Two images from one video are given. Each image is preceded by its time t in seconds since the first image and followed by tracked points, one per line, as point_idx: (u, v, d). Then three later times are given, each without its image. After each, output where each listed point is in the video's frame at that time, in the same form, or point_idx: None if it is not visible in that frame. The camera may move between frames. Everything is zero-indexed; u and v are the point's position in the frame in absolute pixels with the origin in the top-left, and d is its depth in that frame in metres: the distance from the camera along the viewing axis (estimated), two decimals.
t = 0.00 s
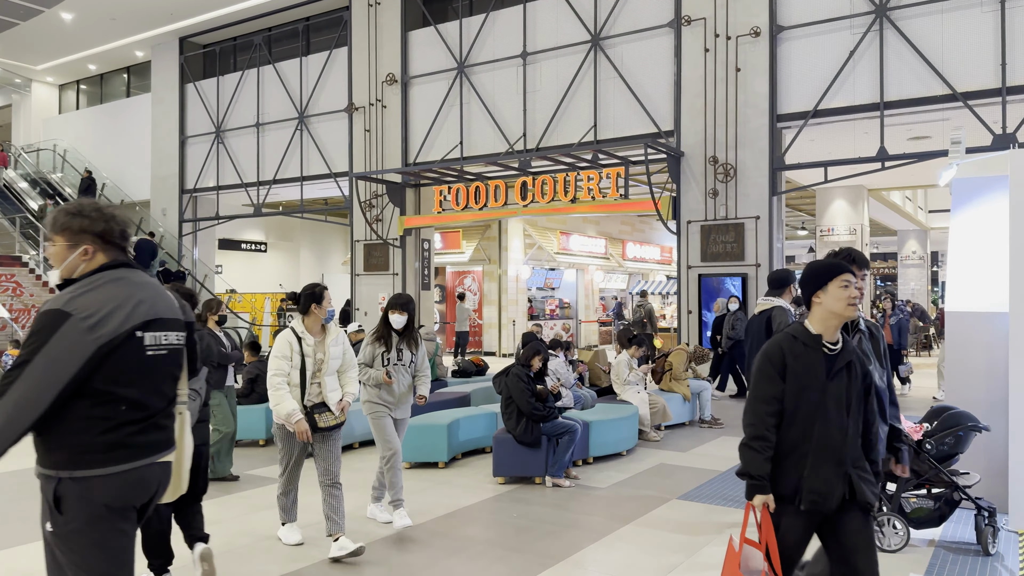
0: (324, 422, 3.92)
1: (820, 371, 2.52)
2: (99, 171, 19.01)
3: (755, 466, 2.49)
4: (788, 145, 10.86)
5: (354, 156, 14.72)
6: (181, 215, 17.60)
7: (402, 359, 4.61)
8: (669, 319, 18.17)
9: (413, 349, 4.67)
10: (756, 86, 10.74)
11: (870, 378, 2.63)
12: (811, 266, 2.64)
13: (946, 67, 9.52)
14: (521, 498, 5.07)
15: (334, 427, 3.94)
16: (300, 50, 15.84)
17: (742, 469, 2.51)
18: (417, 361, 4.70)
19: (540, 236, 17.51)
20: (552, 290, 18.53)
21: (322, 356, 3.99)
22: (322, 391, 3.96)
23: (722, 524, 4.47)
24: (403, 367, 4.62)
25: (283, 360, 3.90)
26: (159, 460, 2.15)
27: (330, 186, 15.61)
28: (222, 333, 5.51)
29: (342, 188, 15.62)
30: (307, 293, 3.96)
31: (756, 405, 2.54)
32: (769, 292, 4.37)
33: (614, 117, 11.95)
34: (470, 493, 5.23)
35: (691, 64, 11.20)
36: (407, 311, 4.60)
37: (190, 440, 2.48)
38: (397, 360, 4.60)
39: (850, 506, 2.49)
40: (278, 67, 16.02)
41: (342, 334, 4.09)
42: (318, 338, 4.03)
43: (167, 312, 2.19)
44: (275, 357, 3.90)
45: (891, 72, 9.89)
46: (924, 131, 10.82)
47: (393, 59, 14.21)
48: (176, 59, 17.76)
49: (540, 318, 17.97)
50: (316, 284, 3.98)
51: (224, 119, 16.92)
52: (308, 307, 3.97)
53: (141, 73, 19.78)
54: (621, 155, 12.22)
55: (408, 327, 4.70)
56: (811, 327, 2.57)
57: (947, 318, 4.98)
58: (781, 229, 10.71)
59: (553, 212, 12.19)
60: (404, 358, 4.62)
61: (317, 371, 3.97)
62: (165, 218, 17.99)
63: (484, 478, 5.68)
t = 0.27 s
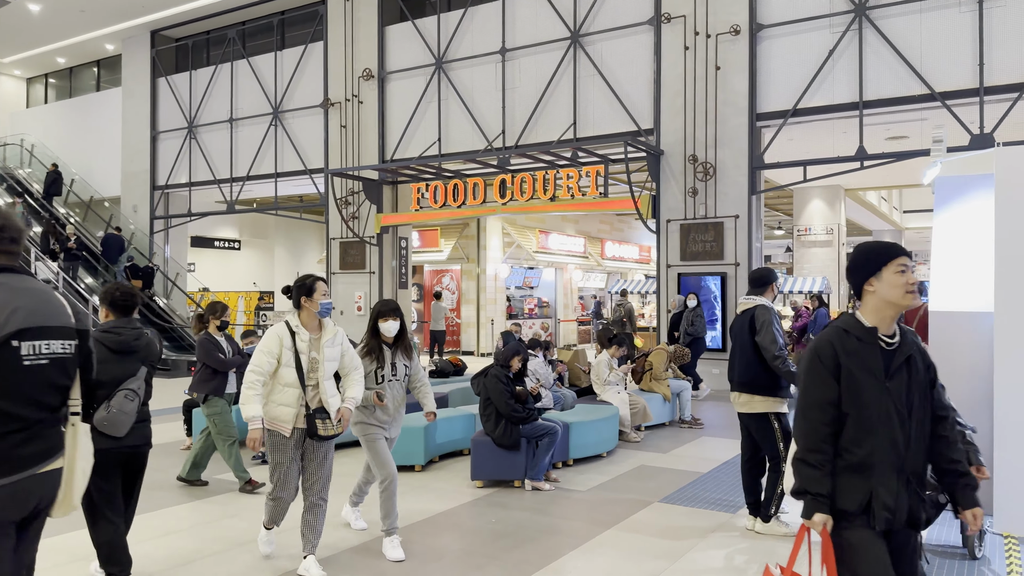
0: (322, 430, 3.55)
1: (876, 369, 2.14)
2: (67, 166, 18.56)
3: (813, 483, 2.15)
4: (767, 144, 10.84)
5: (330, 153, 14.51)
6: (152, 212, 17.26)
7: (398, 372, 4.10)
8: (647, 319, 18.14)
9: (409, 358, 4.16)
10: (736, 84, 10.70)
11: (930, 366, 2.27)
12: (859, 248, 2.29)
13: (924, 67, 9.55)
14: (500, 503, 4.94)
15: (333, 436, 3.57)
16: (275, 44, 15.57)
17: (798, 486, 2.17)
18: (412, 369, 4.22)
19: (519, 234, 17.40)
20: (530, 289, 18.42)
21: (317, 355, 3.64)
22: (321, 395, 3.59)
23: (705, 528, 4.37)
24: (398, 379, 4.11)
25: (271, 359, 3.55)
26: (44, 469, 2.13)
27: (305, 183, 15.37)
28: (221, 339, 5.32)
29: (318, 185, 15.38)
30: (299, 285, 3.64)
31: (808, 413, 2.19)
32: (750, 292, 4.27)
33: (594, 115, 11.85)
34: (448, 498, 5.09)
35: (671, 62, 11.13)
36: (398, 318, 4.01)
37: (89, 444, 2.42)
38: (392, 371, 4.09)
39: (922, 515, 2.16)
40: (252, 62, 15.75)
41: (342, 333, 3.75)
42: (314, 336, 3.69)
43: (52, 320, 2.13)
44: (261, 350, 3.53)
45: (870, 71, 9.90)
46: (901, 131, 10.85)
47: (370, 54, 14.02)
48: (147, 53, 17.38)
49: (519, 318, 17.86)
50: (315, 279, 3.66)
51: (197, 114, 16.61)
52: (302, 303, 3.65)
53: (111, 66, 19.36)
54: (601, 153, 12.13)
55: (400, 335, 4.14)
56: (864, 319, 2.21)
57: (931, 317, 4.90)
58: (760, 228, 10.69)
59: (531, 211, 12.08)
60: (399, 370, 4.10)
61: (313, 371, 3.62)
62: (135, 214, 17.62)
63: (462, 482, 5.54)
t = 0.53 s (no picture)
0: (338, 438, 3.16)
1: (974, 391, 1.76)
2: (41, 160, 18.15)
3: (899, 528, 1.76)
4: (753, 141, 10.80)
5: (312, 147, 14.30)
6: (129, 206, 16.92)
7: (407, 365, 3.82)
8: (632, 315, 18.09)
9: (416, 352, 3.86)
10: (723, 79, 10.64)
11: None
12: (941, 245, 1.90)
13: (911, 64, 9.54)
14: (490, 503, 4.82)
15: (347, 446, 3.19)
16: (256, 37, 15.31)
17: (881, 533, 1.78)
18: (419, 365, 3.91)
19: (502, 231, 17.28)
20: (514, 286, 18.31)
21: (329, 356, 3.25)
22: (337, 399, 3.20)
23: (700, 528, 4.28)
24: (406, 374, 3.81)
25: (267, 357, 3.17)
26: None
27: (286, 178, 15.14)
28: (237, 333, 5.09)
29: (299, 180, 15.15)
30: (303, 279, 3.22)
31: (892, 446, 1.79)
32: (749, 285, 4.15)
33: (580, 109, 11.75)
34: (436, 498, 4.96)
35: (658, 57, 11.05)
36: (405, 307, 3.73)
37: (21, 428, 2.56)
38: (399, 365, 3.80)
39: None
40: (232, 54, 15.48)
41: (353, 332, 3.37)
42: (323, 336, 3.30)
43: None
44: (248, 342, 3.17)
45: (857, 68, 9.89)
46: (887, 128, 10.85)
47: (352, 47, 13.82)
48: (124, 44, 17.03)
49: (502, 315, 17.74)
50: (325, 272, 3.25)
51: (175, 107, 16.30)
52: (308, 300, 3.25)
53: (86, 58, 18.98)
54: (587, 148, 12.04)
55: (404, 325, 3.87)
56: (954, 332, 1.82)
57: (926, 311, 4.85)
58: (746, 225, 10.65)
59: (517, 206, 11.97)
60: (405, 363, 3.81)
61: (324, 373, 3.23)
62: (112, 209, 17.26)
63: (450, 481, 5.41)
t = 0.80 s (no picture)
0: (373, 452, 2.84)
1: None
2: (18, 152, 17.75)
3: None
4: (746, 135, 10.73)
5: (298, 140, 14.08)
6: (110, 200, 16.60)
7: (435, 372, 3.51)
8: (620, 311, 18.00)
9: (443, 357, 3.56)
10: (716, 73, 10.57)
11: None
12: None
13: (905, 58, 9.51)
14: (492, 504, 4.70)
15: (385, 459, 2.89)
16: (240, 28, 15.05)
17: None
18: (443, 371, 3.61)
19: (491, 226, 17.14)
20: (502, 281, 18.17)
21: (361, 358, 2.93)
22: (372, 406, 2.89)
23: (708, 529, 4.18)
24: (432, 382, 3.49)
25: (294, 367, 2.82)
26: None
27: (271, 171, 14.90)
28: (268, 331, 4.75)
29: (284, 173, 14.92)
30: (329, 273, 2.92)
31: None
32: (763, 281, 4.08)
33: (571, 103, 11.62)
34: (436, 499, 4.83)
35: (650, 50, 10.95)
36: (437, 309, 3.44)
37: None
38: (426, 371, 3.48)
39: None
40: (215, 45, 15.20)
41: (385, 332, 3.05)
42: (352, 336, 2.97)
43: None
44: (275, 354, 2.82)
45: (851, 62, 9.84)
46: (878, 124, 10.82)
47: (339, 39, 13.61)
48: (104, 34, 16.69)
49: (491, 310, 17.59)
50: (351, 264, 2.93)
51: (157, 99, 15.99)
52: (335, 297, 2.93)
53: (65, 49, 18.59)
54: (579, 142, 11.92)
55: (434, 329, 3.55)
56: None
57: (935, 308, 4.81)
58: (740, 220, 10.59)
59: (507, 201, 11.83)
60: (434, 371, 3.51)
61: (356, 378, 2.90)
62: (92, 202, 16.91)
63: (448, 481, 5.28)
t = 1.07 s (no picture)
0: (423, 465, 2.48)
1: None
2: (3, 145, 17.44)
3: None
4: (744, 130, 10.65)
5: (289, 133, 13.89)
6: (97, 193, 16.33)
7: (482, 378, 2.91)
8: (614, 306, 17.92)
9: (494, 360, 2.96)
10: (713, 67, 10.47)
11: None
12: None
13: (905, 51, 9.44)
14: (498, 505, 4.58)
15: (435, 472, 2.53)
16: (229, 19, 14.82)
17: None
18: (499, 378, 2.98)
19: (484, 220, 17.02)
20: (495, 276, 18.05)
21: (413, 363, 2.63)
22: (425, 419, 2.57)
23: (721, 531, 4.08)
24: (479, 389, 2.89)
25: (350, 376, 2.48)
26: None
27: (262, 165, 14.70)
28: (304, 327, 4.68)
29: (275, 167, 14.72)
30: (381, 269, 2.60)
31: None
32: (775, 277, 3.99)
33: (567, 96, 11.50)
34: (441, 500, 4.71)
35: (647, 43, 10.84)
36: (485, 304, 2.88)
37: None
38: (470, 376, 2.90)
39: None
40: (204, 37, 14.97)
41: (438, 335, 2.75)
42: (403, 338, 2.66)
43: None
44: (329, 361, 2.48)
45: (850, 55, 9.77)
46: (876, 118, 10.76)
47: (331, 30, 13.43)
48: (91, 25, 16.41)
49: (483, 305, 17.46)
50: (405, 261, 2.64)
51: (145, 91, 15.74)
52: (388, 295, 2.61)
53: (50, 40, 18.28)
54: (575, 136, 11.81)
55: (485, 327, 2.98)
56: None
57: (946, 304, 4.75)
58: (738, 214, 10.50)
59: (503, 195, 11.70)
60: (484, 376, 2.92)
61: (406, 386, 2.59)
62: (79, 196, 16.64)
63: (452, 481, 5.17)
